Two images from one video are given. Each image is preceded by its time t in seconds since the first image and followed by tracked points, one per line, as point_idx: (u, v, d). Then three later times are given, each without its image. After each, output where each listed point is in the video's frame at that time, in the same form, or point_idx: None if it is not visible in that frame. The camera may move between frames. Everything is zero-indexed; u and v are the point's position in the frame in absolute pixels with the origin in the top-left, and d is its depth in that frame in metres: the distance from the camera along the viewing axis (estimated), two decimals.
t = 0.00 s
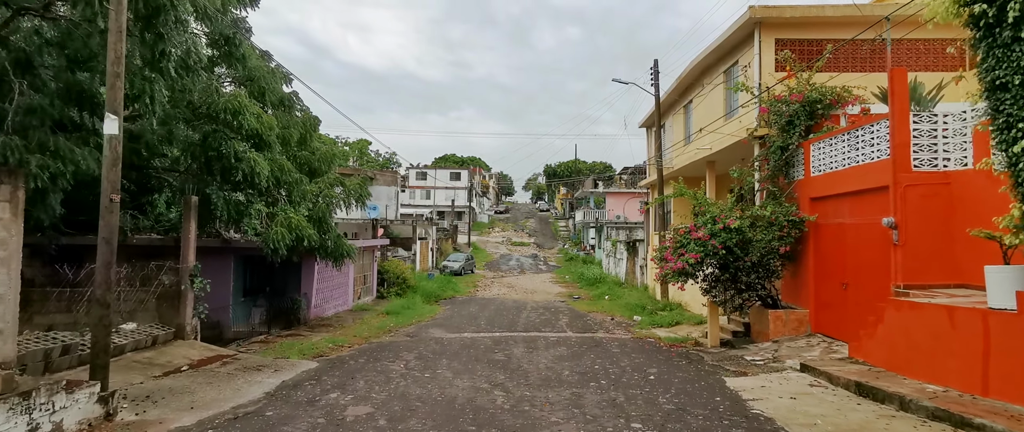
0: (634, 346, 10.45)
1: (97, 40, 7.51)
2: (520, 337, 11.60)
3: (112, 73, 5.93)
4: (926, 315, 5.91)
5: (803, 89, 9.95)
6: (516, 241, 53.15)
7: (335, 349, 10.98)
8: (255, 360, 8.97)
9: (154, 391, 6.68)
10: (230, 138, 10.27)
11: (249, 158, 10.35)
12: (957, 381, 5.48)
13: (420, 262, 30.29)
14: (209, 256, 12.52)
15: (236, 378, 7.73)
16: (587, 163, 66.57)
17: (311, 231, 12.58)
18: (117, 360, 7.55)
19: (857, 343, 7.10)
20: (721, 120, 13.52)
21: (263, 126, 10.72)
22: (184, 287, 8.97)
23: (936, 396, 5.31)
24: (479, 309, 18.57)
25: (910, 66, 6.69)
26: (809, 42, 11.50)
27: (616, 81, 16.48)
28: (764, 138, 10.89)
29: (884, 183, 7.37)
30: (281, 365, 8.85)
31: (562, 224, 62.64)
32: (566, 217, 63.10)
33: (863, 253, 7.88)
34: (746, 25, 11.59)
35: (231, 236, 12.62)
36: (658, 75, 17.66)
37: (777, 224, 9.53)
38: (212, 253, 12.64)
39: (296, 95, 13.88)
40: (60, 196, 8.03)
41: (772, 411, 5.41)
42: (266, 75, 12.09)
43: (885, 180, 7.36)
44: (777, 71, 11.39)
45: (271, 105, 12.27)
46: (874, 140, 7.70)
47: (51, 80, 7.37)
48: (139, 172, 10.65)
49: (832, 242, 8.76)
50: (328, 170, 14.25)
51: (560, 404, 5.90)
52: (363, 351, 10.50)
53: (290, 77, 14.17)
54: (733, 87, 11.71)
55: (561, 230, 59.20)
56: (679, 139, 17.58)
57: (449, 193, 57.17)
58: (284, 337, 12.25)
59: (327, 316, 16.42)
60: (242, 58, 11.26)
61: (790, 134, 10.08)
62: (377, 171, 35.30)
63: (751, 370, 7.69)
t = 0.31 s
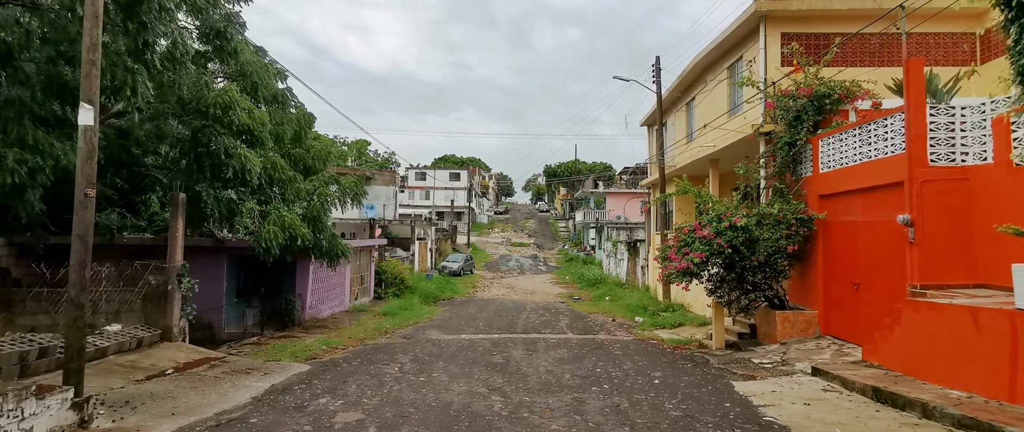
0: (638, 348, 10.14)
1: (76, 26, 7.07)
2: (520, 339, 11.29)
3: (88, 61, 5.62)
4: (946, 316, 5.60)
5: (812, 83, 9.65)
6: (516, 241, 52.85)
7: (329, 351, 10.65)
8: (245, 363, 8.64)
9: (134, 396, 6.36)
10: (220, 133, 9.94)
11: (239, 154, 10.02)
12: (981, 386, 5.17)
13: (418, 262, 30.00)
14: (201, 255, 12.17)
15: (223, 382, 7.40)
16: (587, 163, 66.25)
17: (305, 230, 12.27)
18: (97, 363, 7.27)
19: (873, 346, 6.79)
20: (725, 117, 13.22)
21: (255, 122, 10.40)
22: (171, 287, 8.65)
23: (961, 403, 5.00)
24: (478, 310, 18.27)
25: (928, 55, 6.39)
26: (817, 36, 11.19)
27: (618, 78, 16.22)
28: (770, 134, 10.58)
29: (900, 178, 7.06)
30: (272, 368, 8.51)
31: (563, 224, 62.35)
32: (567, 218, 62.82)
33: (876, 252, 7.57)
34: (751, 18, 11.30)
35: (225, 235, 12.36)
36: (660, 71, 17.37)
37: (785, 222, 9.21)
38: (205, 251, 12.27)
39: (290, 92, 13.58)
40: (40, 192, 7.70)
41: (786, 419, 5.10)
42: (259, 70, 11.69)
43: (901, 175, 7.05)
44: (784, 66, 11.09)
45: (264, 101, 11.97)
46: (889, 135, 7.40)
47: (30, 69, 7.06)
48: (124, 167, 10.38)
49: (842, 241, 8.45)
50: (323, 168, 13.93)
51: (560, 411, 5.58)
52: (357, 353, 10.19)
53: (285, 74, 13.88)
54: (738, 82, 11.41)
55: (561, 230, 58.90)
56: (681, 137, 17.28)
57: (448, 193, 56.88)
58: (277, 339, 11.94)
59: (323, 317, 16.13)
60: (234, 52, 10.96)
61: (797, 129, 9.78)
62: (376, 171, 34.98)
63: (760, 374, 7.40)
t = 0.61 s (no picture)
0: (639, 352, 9.85)
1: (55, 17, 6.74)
2: (518, 342, 10.99)
3: (59, 49, 5.32)
4: (967, 320, 5.32)
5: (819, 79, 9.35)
6: (515, 243, 52.57)
7: (321, 355, 10.33)
8: (232, 368, 8.34)
9: (111, 404, 6.05)
10: (209, 130, 9.63)
11: (229, 151, 9.71)
12: (1005, 395, 4.89)
13: (416, 264, 29.71)
14: (191, 256, 11.88)
15: (207, 389, 7.09)
16: (587, 164, 65.95)
17: (298, 230, 11.96)
18: (75, 368, 6.99)
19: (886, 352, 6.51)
20: (729, 115, 12.93)
21: (245, 119, 10.10)
22: (156, 290, 8.35)
23: (986, 414, 4.70)
24: (476, 312, 17.98)
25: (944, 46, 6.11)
26: (823, 31, 10.89)
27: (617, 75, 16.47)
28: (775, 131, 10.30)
29: (915, 175, 6.77)
30: (260, 373, 8.19)
31: (562, 225, 62.04)
32: (566, 219, 62.56)
33: (889, 253, 7.27)
34: (755, 13, 11.03)
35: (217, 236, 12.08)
36: (661, 70, 17.13)
37: (792, 222, 8.90)
38: (195, 253, 12.01)
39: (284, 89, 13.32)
40: (18, 189, 7.42)
41: (799, 429, 4.81)
42: (250, 67, 11.57)
43: (915, 172, 6.76)
44: (789, 62, 10.80)
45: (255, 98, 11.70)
46: (903, 130, 7.10)
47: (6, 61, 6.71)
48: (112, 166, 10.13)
49: (852, 241, 8.16)
50: (317, 167, 13.64)
51: (560, 421, 5.27)
52: (350, 357, 9.90)
53: (279, 71, 13.62)
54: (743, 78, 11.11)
55: (561, 231, 58.60)
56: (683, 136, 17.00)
57: (447, 194, 56.60)
58: (269, 342, 11.64)
59: (318, 319, 15.86)
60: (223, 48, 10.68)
61: (803, 126, 9.48)
62: (374, 172, 34.68)
63: (767, 380, 7.09)
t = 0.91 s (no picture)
0: (641, 356, 9.54)
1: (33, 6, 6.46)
2: (516, 346, 10.67)
3: (30, 37, 5.02)
4: (991, 324, 5.03)
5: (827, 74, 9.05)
6: (515, 243, 52.26)
7: (313, 358, 10.01)
8: (219, 373, 7.99)
9: (85, 413, 5.73)
10: (197, 127, 9.32)
11: (218, 148, 9.40)
12: None
13: (414, 265, 29.39)
14: (183, 256, 11.60)
15: (190, 395, 6.76)
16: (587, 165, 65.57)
17: (291, 230, 11.64)
18: (53, 373, 6.71)
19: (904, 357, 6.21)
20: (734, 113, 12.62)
21: (235, 115, 9.78)
22: (141, 291, 8.04)
23: (1015, 424, 4.40)
24: (474, 314, 17.67)
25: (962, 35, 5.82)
26: (831, 25, 10.58)
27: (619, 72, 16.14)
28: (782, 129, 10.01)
29: (932, 172, 6.47)
30: (248, 378, 7.88)
31: (562, 226, 61.74)
32: (566, 220, 62.28)
33: (905, 254, 6.97)
34: (760, 7, 10.74)
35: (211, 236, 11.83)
36: (663, 67, 16.85)
37: (800, 222, 8.59)
38: (188, 253, 11.71)
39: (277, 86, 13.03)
40: None
41: None
42: (243, 63, 10.89)
43: (931, 169, 6.46)
44: (794, 58, 10.50)
45: (249, 95, 11.41)
46: (919, 126, 6.80)
47: None
48: (100, 165, 9.88)
49: (864, 241, 7.85)
50: (311, 166, 13.34)
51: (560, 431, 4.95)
52: (343, 361, 9.59)
53: (273, 68, 13.31)
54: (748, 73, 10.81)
55: (561, 232, 58.29)
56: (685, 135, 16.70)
57: (446, 195, 56.28)
58: (261, 344, 11.32)
59: (313, 321, 15.56)
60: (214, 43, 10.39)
61: (811, 123, 9.17)
62: (372, 172, 34.37)
63: (776, 386, 6.79)
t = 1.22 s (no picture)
0: (646, 361, 9.22)
1: None
2: (516, 350, 10.34)
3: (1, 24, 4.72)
4: None
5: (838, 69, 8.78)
6: (515, 244, 51.91)
7: (307, 363, 9.66)
8: (207, 379, 7.64)
9: (58, 423, 5.41)
10: (187, 123, 9.00)
11: (208, 145, 9.07)
12: None
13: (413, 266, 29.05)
14: (174, 257, 11.57)
15: (173, 403, 6.43)
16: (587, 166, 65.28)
17: (284, 230, 11.33)
18: (30, 381, 6.40)
19: (928, 365, 5.90)
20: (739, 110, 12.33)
21: (226, 112, 9.46)
22: (126, 294, 7.71)
23: None
24: (474, 316, 17.34)
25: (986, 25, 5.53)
26: (840, 20, 10.28)
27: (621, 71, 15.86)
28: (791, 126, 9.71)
29: (954, 170, 6.16)
30: (237, 384, 7.55)
31: (562, 227, 61.40)
32: (566, 221, 61.95)
33: (924, 256, 6.66)
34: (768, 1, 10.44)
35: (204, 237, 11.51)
36: (665, 65, 16.55)
37: (811, 222, 8.27)
38: (179, 254, 11.66)
39: (272, 83, 12.75)
40: None
41: None
42: (236, 59, 10.46)
43: (953, 166, 6.16)
44: (803, 53, 10.19)
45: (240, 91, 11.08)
46: (940, 122, 6.50)
47: None
48: (89, 164, 9.58)
49: (880, 241, 7.54)
50: (306, 165, 13.04)
51: None
52: (337, 365, 9.26)
53: (268, 65, 13.01)
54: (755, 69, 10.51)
55: (561, 233, 57.95)
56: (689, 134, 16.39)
57: (446, 196, 55.97)
58: (254, 348, 10.99)
59: (308, 323, 15.22)
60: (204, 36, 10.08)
61: (821, 119, 8.87)
62: (371, 172, 34.08)
63: (789, 394, 6.48)
